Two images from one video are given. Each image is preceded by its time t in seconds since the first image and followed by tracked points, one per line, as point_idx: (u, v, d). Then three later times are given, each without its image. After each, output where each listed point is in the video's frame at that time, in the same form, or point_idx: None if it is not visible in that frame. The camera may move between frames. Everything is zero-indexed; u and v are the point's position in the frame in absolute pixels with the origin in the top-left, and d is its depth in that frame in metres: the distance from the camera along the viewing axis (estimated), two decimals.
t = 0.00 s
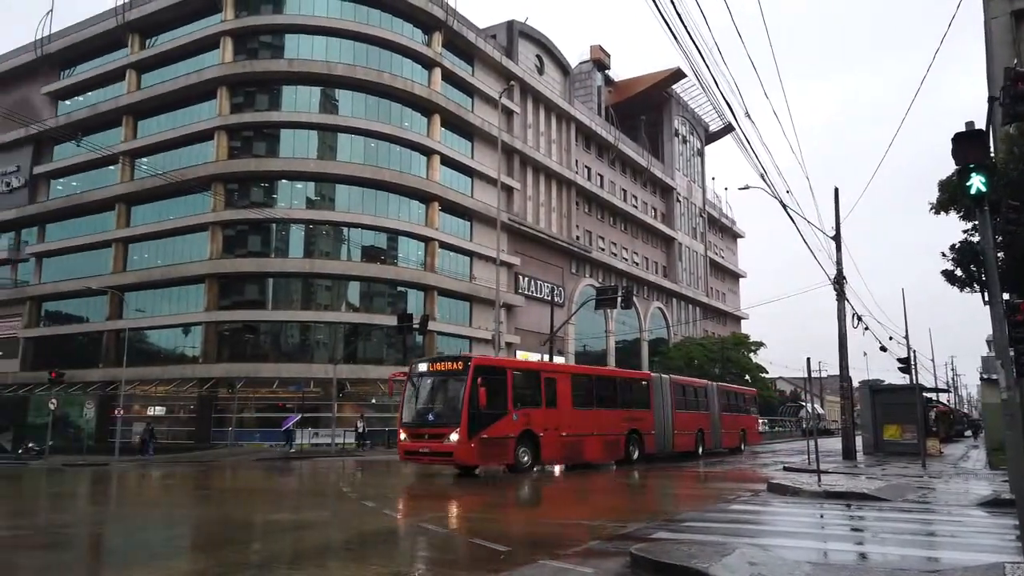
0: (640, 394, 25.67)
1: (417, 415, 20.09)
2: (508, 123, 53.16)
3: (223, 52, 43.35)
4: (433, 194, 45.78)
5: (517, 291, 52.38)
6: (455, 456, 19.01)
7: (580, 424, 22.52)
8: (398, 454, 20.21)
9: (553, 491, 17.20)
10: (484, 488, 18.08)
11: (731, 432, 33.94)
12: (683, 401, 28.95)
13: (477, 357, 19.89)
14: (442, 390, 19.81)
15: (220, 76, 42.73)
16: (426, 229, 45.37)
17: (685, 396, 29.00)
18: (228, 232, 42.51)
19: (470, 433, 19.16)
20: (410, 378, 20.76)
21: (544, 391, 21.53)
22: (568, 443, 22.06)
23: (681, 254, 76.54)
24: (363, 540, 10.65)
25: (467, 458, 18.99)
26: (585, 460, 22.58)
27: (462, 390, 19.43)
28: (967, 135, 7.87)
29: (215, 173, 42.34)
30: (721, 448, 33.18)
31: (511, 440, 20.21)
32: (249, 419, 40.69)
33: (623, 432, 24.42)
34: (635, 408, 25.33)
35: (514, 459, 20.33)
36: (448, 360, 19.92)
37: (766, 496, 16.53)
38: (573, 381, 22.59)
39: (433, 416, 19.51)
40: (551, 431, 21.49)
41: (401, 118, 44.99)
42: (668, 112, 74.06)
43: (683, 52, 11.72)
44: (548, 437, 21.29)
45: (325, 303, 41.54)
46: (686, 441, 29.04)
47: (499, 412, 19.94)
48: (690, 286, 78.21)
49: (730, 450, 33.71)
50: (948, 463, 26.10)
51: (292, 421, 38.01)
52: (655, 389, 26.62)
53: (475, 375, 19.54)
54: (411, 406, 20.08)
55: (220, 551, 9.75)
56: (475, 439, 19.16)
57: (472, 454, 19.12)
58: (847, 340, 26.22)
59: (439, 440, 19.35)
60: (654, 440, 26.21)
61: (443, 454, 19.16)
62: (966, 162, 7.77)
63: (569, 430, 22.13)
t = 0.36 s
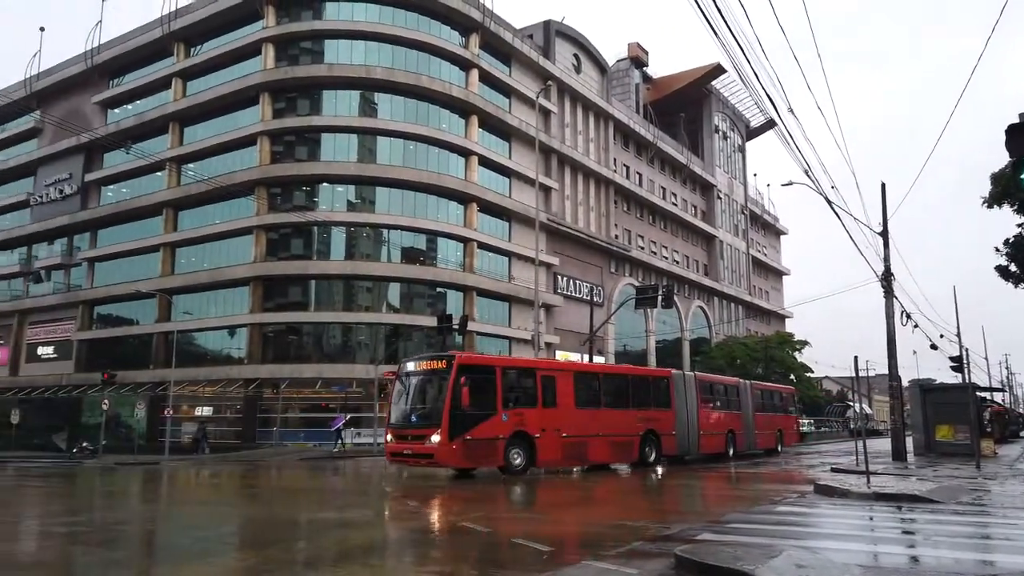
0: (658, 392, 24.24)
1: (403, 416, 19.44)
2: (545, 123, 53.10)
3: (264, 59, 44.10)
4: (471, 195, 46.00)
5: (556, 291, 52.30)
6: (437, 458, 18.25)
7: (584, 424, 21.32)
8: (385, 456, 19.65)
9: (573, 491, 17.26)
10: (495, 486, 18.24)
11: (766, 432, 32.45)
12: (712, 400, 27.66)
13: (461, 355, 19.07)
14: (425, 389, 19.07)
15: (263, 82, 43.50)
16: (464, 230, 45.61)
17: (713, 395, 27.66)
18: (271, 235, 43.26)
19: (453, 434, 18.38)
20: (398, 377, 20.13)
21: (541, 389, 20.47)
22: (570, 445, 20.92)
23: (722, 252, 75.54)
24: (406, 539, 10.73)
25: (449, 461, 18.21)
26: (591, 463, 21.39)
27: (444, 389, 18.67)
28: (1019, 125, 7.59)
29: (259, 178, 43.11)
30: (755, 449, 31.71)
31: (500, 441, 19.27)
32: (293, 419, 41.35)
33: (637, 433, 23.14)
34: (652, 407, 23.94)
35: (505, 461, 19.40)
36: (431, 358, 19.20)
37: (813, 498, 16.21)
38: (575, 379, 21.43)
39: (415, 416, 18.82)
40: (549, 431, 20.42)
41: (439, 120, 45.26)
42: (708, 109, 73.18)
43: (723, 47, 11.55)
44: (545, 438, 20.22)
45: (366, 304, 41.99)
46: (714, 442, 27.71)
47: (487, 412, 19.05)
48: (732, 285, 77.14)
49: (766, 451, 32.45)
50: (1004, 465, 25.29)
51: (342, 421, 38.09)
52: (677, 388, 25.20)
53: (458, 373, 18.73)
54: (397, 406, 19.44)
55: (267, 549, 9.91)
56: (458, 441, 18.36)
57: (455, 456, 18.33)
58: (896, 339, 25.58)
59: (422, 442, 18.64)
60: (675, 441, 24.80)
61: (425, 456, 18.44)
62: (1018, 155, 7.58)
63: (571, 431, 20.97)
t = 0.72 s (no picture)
0: (671, 391, 23.23)
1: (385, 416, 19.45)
2: (586, 121, 52.88)
3: (308, 64, 44.78)
4: (512, 195, 46.10)
5: (599, 290, 52.06)
6: (411, 458, 18.15)
7: (581, 424, 20.66)
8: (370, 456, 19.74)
9: (579, 491, 17.25)
10: (486, 485, 18.36)
11: (804, 433, 30.48)
12: (745, 398, 26.30)
13: (437, 354, 18.88)
14: (402, 389, 18.99)
15: (307, 87, 44.16)
16: (506, 230, 45.72)
17: (741, 395, 26.01)
18: (316, 238, 43.93)
19: (428, 434, 18.24)
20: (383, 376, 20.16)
21: (531, 388, 19.99)
22: (565, 445, 20.32)
23: (769, 249, 74.24)
24: (454, 538, 10.78)
25: (423, 461, 18.07)
26: (590, 464, 20.69)
27: (418, 388, 18.54)
28: None
29: (304, 181, 43.78)
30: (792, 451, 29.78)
31: (481, 441, 18.95)
32: (339, 419, 41.95)
33: (646, 433, 22.23)
34: (666, 407, 22.97)
35: (488, 461, 19.07)
36: (408, 357, 19.12)
37: (866, 500, 15.81)
38: (571, 377, 20.80)
39: (393, 415, 18.78)
40: (540, 431, 19.92)
41: (480, 121, 45.41)
42: (752, 104, 72.01)
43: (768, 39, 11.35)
44: (534, 438, 19.74)
45: (409, 305, 42.34)
46: (743, 445, 26.06)
47: (466, 412, 18.80)
48: (779, 282, 75.77)
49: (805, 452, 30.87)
50: None
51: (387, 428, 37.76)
52: (696, 387, 24.12)
53: (433, 372, 18.58)
54: (379, 406, 19.48)
55: (318, 547, 10.05)
56: (433, 441, 18.20)
57: (430, 457, 18.17)
58: (952, 336, 24.81)
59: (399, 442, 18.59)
60: (694, 443, 23.65)
61: (400, 457, 18.37)
62: None
63: (566, 431, 20.35)
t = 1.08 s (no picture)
0: (685, 389, 22.52)
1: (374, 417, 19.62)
2: (633, 119, 52.46)
3: (356, 70, 45.37)
4: (558, 195, 46.04)
5: (647, 289, 51.60)
6: (391, 459, 18.21)
7: (580, 424, 20.28)
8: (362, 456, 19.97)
9: (580, 492, 17.24)
10: (475, 486, 18.37)
11: (847, 435, 29.16)
12: (774, 398, 25.26)
13: (420, 354, 18.92)
14: (387, 390, 19.13)
15: (354, 92, 44.76)
16: (552, 230, 45.67)
17: (772, 393, 25.07)
18: (365, 240, 44.52)
19: (409, 435, 18.26)
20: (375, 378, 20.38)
21: (523, 387, 19.76)
22: (562, 445, 20.01)
23: (822, 245, 72.53)
24: (505, 538, 10.78)
25: (402, 461, 18.11)
26: (590, 465, 20.30)
27: (398, 389, 18.62)
28: None
29: (352, 185, 44.40)
30: (833, 453, 28.48)
31: (466, 442, 18.85)
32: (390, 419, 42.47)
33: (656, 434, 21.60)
34: (680, 407, 22.26)
35: (476, 462, 18.98)
36: (393, 358, 19.24)
37: (929, 503, 15.31)
38: (569, 377, 20.41)
39: (377, 417, 18.93)
40: (533, 431, 19.65)
41: (525, 121, 45.47)
42: (803, 97, 70.51)
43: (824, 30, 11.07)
44: (526, 439, 19.50)
45: (457, 306, 42.58)
46: (775, 446, 25.08)
47: (449, 412, 18.75)
48: (834, 280, 73.96)
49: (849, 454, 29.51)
50: None
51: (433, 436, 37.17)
52: (717, 385, 23.29)
53: (415, 372, 18.64)
54: (368, 407, 19.69)
55: (371, 545, 10.17)
56: (413, 442, 18.20)
57: (410, 457, 18.18)
58: (1017, 334, 23.87)
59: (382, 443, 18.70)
60: (714, 443, 22.86)
61: (382, 458, 18.47)
62: None
63: (563, 431, 20.04)
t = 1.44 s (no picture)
0: (695, 389, 21.92)
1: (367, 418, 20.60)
2: (684, 115, 51.75)
3: (406, 74, 45.86)
4: (609, 194, 45.74)
5: (701, 288, 50.90)
6: (372, 459, 19.11)
7: (571, 424, 20.32)
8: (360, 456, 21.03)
9: (569, 492, 17.15)
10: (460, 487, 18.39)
11: (897, 437, 27.15)
12: (802, 399, 23.88)
13: (401, 356, 19.73)
14: (374, 391, 20.09)
15: (405, 96, 45.22)
16: (603, 229, 45.38)
17: (802, 393, 23.79)
18: (417, 243, 44.95)
19: (388, 436, 19.04)
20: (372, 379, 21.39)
21: (509, 388, 20.11)
22: (552, 446, 20.13)
23: (884, 240, 70.32)
24: (561, 539, 10.74)
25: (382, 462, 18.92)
26: (583, 466, 20.29)
27: (379, 390, 19.52)
28: None
29: (404, 188, 44.87)
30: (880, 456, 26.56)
31: (448, 442, 19.47)
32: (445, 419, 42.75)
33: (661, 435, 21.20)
34: (691, 407, 21.67)
35: (459, 462, 19.57)
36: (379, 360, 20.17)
37: (1003, 507, 14.68)
38: (560, 377, 20.50)
39: (364, 418, 19.92)
40: (520, 432, 19.94)
41: (574, 121, 45.33)
42: (862, 88, 68.51)
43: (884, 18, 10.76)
44: (512, 439, 19.82)
45: (508, 307, 42.69)
46: (806, 449, 23.78)
47: (429, 413, 19.43)
48: (896, 276, 71.65)
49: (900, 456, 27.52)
50: None
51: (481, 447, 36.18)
52: (733, 384, 22.47)
53: (393, 373, 19.52)
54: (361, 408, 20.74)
55: (426, 544, 10.23)
56: (392, 443, 18.98)
57: (390, 458, 18.98)
58: None
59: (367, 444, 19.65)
60: (730, 446, 22.05)
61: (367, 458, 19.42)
62: None
63: (552, 432, 20.18)
